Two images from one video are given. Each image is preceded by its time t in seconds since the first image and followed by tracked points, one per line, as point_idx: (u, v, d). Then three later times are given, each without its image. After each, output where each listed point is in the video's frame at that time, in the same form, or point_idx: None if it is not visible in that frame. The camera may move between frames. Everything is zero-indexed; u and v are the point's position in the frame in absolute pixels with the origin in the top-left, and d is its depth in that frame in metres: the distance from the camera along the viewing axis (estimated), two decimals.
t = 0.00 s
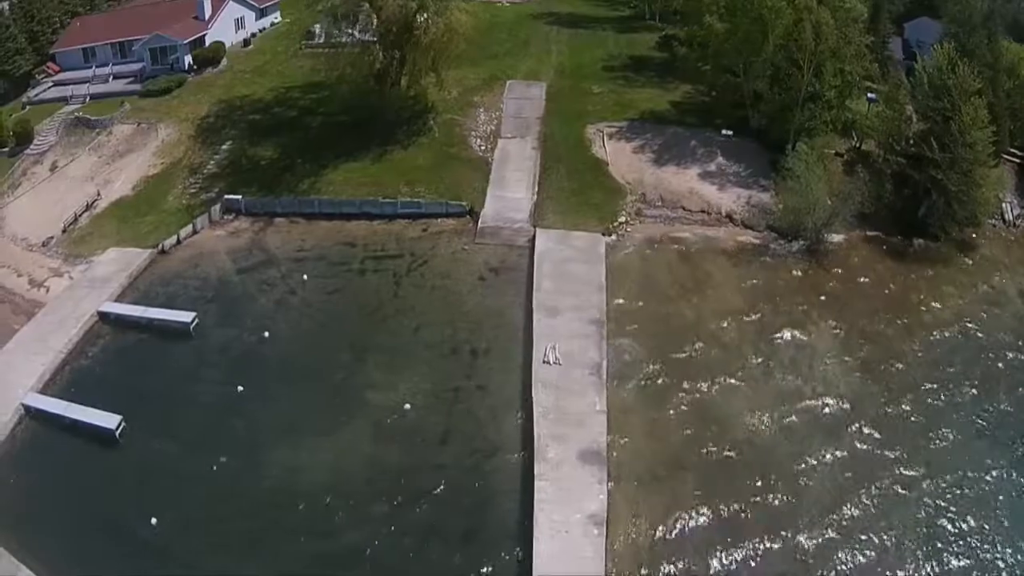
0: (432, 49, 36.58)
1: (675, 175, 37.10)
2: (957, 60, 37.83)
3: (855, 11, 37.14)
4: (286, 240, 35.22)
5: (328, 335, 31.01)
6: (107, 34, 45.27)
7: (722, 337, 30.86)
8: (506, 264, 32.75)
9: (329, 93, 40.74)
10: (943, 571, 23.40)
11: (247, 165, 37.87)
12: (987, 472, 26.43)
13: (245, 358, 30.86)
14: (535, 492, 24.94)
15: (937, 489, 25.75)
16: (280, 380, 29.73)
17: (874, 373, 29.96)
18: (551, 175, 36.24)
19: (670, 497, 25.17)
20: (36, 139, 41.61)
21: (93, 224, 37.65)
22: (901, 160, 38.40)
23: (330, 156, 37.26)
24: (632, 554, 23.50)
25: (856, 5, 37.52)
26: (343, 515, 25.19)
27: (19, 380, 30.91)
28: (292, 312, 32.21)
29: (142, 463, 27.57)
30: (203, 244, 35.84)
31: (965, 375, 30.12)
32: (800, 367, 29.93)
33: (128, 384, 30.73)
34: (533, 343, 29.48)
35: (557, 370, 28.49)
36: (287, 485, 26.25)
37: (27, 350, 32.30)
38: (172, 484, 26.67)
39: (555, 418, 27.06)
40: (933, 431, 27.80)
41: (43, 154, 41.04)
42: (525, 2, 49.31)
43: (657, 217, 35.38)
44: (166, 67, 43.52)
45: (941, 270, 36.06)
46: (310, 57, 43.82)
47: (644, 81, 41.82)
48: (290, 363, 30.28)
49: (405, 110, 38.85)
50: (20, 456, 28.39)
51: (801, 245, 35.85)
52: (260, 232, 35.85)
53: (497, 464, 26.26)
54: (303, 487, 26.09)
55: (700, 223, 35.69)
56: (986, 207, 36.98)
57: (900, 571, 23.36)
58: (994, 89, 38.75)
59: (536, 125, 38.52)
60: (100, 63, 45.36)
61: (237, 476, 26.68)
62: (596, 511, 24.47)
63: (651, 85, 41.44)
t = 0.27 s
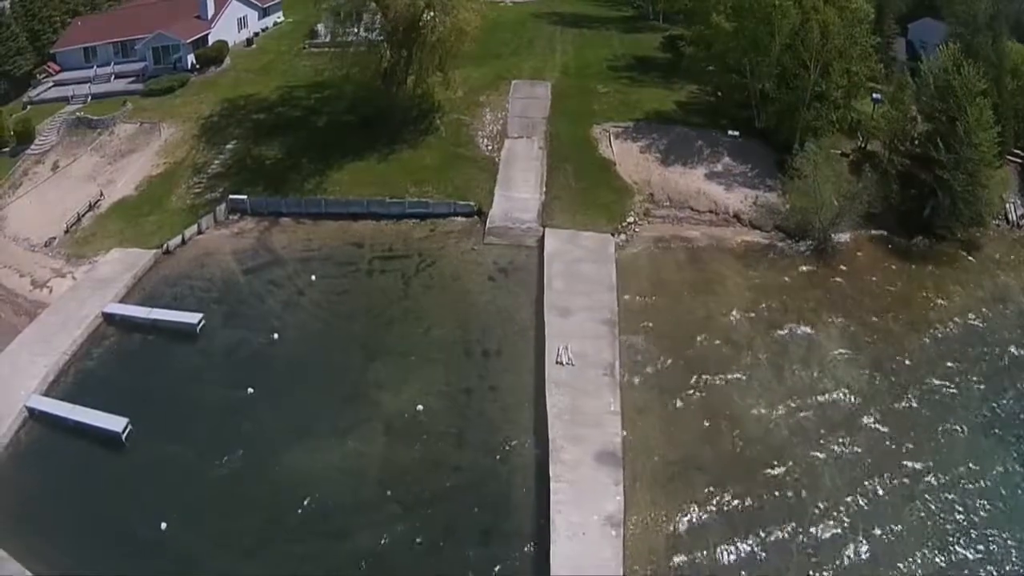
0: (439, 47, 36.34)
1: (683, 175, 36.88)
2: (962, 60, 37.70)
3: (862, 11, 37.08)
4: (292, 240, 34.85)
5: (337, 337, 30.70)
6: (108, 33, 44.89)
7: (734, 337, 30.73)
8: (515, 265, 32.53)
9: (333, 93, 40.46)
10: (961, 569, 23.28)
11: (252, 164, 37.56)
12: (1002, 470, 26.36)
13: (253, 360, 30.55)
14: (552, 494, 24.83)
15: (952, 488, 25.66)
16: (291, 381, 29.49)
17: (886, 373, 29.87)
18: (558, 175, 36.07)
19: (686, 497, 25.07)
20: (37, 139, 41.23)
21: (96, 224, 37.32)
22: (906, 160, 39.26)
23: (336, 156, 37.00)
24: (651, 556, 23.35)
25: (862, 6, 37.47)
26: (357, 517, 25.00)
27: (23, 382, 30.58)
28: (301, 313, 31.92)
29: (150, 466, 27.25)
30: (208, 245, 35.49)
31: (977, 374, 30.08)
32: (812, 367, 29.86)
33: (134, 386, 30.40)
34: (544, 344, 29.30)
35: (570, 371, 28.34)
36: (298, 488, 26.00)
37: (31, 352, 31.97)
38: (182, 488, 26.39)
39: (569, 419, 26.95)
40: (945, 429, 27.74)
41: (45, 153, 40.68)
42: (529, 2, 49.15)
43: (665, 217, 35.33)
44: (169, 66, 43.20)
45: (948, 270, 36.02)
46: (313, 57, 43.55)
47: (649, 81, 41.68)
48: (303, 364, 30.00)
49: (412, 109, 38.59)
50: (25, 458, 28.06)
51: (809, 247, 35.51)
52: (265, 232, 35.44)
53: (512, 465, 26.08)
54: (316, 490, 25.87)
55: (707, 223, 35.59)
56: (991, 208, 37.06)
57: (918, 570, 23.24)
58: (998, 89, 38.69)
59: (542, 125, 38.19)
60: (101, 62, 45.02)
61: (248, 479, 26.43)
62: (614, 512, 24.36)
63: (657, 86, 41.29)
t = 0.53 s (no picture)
0: (445, 55, 36.18)
1: (690, 184, 36.90)
2: (967, 69, 37.97)
3: (868, 20, 37.16)
4: (298, 248, 34.51)
5: (346, 347, 30.29)
6: (110, 40, 44.73)
7: (746, 345, 30.62)
8: (525, 273, 32.33)
9: (338, 101, 40.27)
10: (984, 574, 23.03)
11: (257, 173, 37.29)
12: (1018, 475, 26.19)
13: (261, 370, 30.13)
14: (568, 503, 24.56)
15: (970, 493, 25.45)
16: (299, 390, 29.08)
17: (899, 381, 29.72)
18: (566, 183, 35.95)
19: (703, 506, 24.80)
20: (38, 146, 40.97)
21: (99, 232, 37.05)
22: (911, 168, 39.20)
23: (342, 165, 36.77)
24: (670, 564, 23.06)
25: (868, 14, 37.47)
26: (370, 526, 24.53)
27: (26, 391, 30.16)
28: (308, 321, 31.56)
29: (158, 476, 26.81)
30: (213, 253, 35.15)
31: (989, 381, 29.97)
32: (824, 375, 29.69)
33: (140, 395, 30.00)
34: (557, 352, 29.13)
35: (584, 380, 28.11)
36: (309, 497, 25.55)
37: (34, 360, 31.55)
38: (190, 497, 25.92)
39: (584, 428, 26.72)
40: (959, 436, 27.51)
41: (46, 160, 40.31)
42: (532, 12, 49.16)
43: (673, 226, 35.32)
44: (171, 74, 43.01)
45: (955, 277, 36.07)
46: (317, 66, 43.40)
47: (655, 91, 41.65)
48: (311, 373, 29.60)
49: (418, 119, 38.37)
50: (28, 468, 27.56)
51: (817, 254, 35.62)
52: (271, 241, 35.09)
53: (527, 474, 25.78)
54: (328, 498, 25.42)
55: (715, 232, 35.58)
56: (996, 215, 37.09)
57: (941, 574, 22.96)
58: (1003, 97, 38.96)
59: (549, 134, 38.07)
60: (102, 68, 44.82)
61: (258, 488, 25.98)
62: (631, 521, 24.12)
63: (662, 95, 41.30)
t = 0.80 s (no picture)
0: (454, 53, 35.87)
1: (698, 183, 36.73)
2: (973, 69, 37.92)
3: (874, 21, 36.67)
4: (304, 248, 34.02)
5: (355, 347, 29.83)
6: (111, 39, 44.31)
7: (758, 344, 30.45)
8: (534, 272, 32.10)
9: (343, 100, 39.94)
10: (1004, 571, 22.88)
11: (262, 172, 36.90)
12: None
13: (268, 370, 29.66)
14: (586, 504, 24.37)
15: (988, 490, 25.30)
16: (306, 391, 28.68)
17: (912, 379, 29.58)
18: (574, 183, 35.74)
19: (720, 506, 24.62)
20: (39, 145, 40.67)
21: (101, 231, 36.77)
22: (917, 168, 38.83)
23: (348, 164, 36.44)
24: (689, 565, 22.88)
25: (873, 14, 36.95)
26: (384, 528, 24.24)
27: (29, 393, 29.76)
28: (316, 321, 31.04)
29: (165, 477, 26.42)
30: (218, 252, 34.75)
31: (1002, 379, 29.87)
32: (837, 374, 29.51)
33: (147, 396, 29.59)
34: (569, 351, 28.97)
35: (598, 380, 27.96)
36: (321, 498, 25.23)
37: (37, 362, 31.14)
38: (199, 499, 25.54)
39: (599, 428, 26.55)
40: (972, 435, 27.33)
41: (47, 159, 40.03)
42: (535, 11, 48.92)
43: (682, 225, 35.17)
44: (173, 73, 42.67)
45: (962, 276, 36.11)
46: (320, 65, 43.04)
47: (660, 90, 41.36)
48: (319, 372, 29.18)
49: (424, 118, 37.86)
50: (33, 472, 27.16)
51: (826, 253, 35.57)
52: (277, 240, 34.64)
53: (542, 475, 25.56)
54: (340, 500, 25.09)
55: (724, 231, 35.44)
56: (1001, 214, 37.12)
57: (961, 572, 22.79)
58: (1009, 96, 38.89)
59: (556, 133, 37.80)
60: (103, 67, 44.46)
61: (268, 490, 25.62)
62: (649, 521, 23.94)
63: (668, 94, 41.07)
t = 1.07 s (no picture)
0: (463, 52, 35.54)
1: (708, 184, 36.61)
2: (980, 70, 37.48)
3: (881, 21, 36.53)
4: (313, 249, 33.71)
5: (368, 349, 29.57)
6: (114, 39, 44.01)
7: (773, 345, 30.34)
8: (547, 274, 31.91)
9: (350, 101, 39.63)
10: None
11: (269, 172, 36.52)
12: None
13: (279, 372, 29.31)
14: (607, 507, 24.16)
15: (1005, 492, 25.29)
16: (319, 393, 28.40)
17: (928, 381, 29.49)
18: (584, 184, 35.58)
19: (740, 510, 24.42)
20: (41, 145, 40.63)
21: (106, 231, 36.55)
22: (923, 169, 38.28)
23: (357, 164, 36.08)
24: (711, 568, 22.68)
25: (881, 16, 36.80)
26: (401, 532, 23.97)
27: (34, 396, 29.40)
28: (327, 322, 30.72)
29: (176, 481, 26.08)
30: (225, 253, 34.40)
31: (1016, 381, 29.89)
32: (852, 375, 29.43)
33: (156, 399, 29.22)
34: (585, 353, 28.81)
35: (615, 382, 27.81)
36: (336, 502, 24.96)
37: (42, 365, 30.78)
38: (211, 503, 25.22)
39: (617, 430, 26.39)
40: (987, 440, 27.19)
41: (51, 159, 39.97)
42: (540, 12, 48.72)
43: (693, 226, 35.00)
44: (178, 73, 42.35)
45: (971, 277, 36.14)
46: (326, 64, 42.70)
47: (668, 91, 41.12)
48: (331, 375, 28.85)
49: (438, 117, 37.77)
50: (40, 476, 26.79)
51: (835, 254, 35.64)
52: (285, 241, 34.30)
53: (561, 478, 25.36)
54: (356, 504, 24.83)
55: (735, 232, 35.35)
56: (1009, 214, 36.99)
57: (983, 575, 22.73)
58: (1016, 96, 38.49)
59: (565, 134, 37.63)
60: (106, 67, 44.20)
61: (281, 495, 25.27)
62: (670, 524, 23.74)
63: (676, 95, 40.90)
